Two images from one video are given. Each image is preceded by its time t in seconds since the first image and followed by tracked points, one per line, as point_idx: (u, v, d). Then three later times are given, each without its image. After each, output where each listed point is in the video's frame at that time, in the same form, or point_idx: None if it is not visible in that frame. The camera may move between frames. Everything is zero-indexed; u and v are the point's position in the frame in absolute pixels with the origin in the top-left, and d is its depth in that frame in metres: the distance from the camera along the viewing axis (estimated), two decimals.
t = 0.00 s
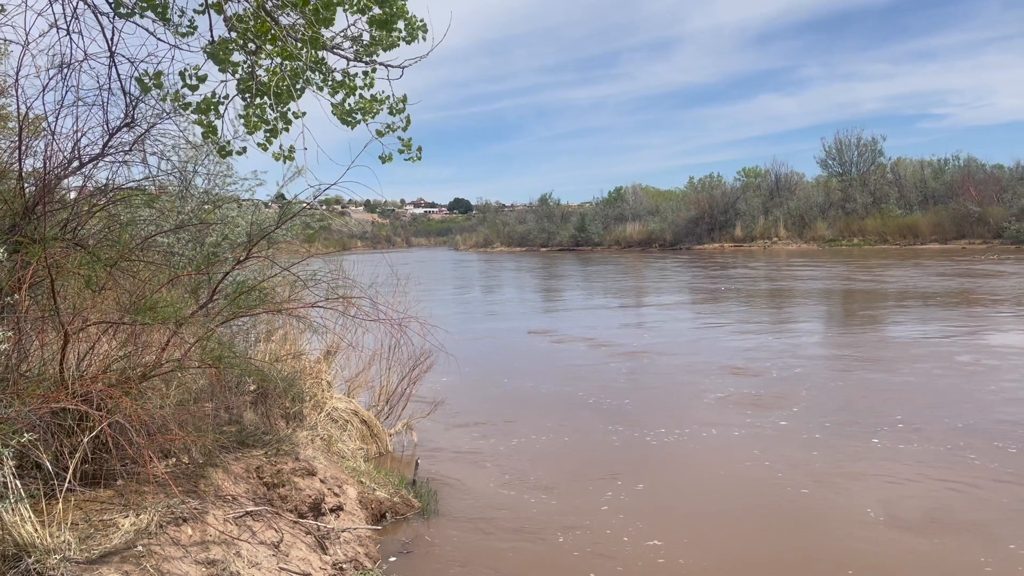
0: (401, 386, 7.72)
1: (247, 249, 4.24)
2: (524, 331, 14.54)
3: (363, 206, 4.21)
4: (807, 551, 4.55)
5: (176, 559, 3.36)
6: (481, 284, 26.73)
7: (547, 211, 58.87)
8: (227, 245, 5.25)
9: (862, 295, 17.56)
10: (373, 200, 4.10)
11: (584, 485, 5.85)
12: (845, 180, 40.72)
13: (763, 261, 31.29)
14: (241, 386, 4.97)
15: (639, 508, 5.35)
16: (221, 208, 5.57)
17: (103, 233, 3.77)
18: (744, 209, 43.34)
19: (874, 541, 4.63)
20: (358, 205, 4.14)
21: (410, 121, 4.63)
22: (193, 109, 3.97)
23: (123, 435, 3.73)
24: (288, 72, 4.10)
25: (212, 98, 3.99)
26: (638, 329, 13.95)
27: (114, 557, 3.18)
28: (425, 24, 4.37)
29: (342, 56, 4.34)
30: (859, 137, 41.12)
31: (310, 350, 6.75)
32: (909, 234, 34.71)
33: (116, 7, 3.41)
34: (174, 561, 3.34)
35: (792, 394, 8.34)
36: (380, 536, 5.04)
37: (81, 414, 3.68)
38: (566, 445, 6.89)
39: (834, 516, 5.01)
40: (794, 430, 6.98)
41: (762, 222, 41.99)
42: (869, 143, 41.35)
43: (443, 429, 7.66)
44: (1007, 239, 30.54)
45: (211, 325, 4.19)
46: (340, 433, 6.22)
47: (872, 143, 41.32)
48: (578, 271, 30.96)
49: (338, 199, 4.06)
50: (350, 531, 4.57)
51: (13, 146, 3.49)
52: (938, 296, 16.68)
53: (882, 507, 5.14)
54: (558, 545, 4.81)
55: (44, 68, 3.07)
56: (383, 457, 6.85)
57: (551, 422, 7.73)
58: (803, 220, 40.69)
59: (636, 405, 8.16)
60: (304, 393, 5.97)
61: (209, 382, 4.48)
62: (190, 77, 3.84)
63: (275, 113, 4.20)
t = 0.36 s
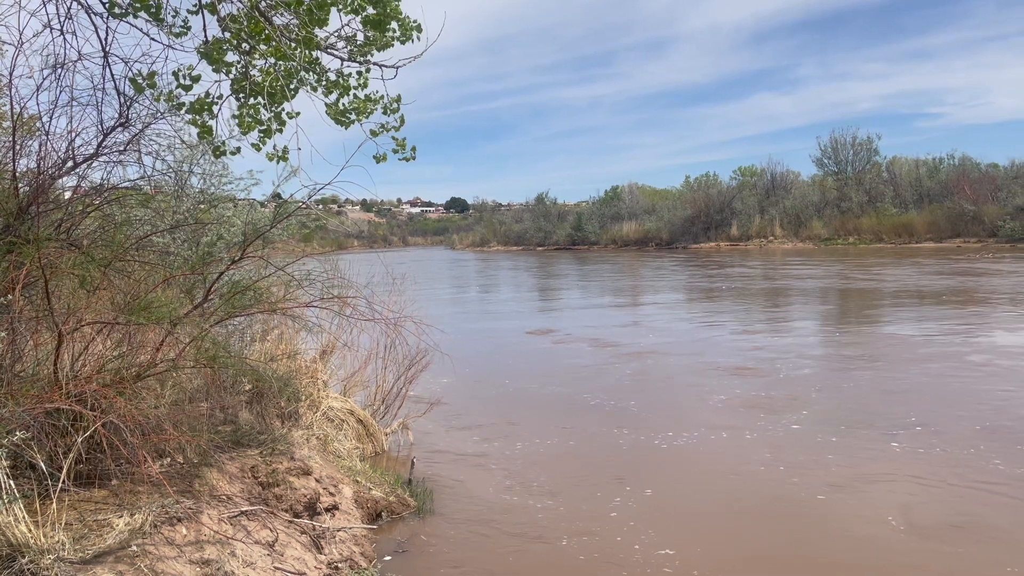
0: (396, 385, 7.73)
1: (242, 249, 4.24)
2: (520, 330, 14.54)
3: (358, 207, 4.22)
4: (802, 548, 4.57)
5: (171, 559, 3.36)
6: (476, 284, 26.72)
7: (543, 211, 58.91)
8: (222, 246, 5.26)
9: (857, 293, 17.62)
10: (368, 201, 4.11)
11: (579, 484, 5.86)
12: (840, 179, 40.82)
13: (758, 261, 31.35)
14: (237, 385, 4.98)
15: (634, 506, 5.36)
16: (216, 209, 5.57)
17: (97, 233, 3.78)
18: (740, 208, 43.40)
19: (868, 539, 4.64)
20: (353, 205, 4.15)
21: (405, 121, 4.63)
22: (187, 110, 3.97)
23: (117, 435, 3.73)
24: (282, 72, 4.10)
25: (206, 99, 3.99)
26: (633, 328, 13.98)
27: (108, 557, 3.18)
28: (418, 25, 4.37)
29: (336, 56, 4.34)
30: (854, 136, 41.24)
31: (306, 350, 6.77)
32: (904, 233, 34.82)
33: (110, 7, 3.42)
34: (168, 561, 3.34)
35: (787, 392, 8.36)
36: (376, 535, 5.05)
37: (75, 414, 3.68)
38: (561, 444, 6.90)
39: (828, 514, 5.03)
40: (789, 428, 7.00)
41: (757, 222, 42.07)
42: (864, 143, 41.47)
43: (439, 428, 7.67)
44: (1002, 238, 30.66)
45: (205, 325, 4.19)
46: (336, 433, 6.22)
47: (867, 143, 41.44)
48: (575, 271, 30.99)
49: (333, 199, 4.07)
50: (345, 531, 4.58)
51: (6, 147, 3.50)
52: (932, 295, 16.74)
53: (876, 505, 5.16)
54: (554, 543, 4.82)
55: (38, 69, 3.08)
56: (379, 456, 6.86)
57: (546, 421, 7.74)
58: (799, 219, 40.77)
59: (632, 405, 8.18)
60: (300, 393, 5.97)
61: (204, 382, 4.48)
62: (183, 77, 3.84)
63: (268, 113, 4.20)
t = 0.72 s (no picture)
0: (395, 382, 7.71)
1: (240, 245, 4.23)
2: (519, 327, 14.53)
3: (356, 203, 4.21)
4: (803, 545, 4.54)
5: (169, 556, 3.35)
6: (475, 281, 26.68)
7: (541, 209, 58.88)
8: (220, 242, 5.24)
9: (855, 291, 17.64)
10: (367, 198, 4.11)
11: (577, 480, 5.85)
12: (839, 177, 40.85)
13: (757, 258, 31.37)
14: (235, 382, 4.97)
15: (635, 503, 5.33)
16: (214, 205, 5.55)
17: (95, 229, 3.77)
18: (738, 206, 43.38)
19: (868, 535, 4.62)
20: (352, 203, 4.14)
21: (404, 117, 4.62)
22: (185, 105, 3.95)
23: (115, 432, 3.72)
24: (281, 68, 4.09)
25: (204, 94, 3.97)
26: (632, 326, 13.98)
27: (107, 554, 3.17)
28: (417, 20, 4.36)
29: (334, 51, 4.33)
30: (853, 134, 41.26)
31: (304, 347, 6.75)
32: (903, 231, 34.88)
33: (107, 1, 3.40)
34: (166, 558, 3.33)
35: (786, 389, 8.36)
36: (374, 533, 5.04)
37: (73, 410, 3.67)
38: (559, 440, 6.89)
39: (830, 510, 5.00)
40: (790, 425, 6.96)
41: (756, 219, 42.07)
42: (862, 140, 41.50)
43: (437, 425, 7.66)
44: (1000, 235, 30.70)
45: (204, 321, 4.18)
46: (334, 430, 6.21)
47: (866, 140, 41.47)
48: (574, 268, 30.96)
49: (331, 196, 4.06)
50: (343, 528, 4.58)
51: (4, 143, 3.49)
52: (930, 292, 16.76)
53: (876, 501, 5.13)
54: (554, 542, 4.78)
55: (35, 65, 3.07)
56: (377, 454, 6.85)
57: (545, 417, 7.73)
58: (798, 217, 40.78)
59: (630, 402, 8.17)
60: (298, 390, 5.96)
61: (202, 378, 4.47)
62: (181, 72, 3.82)
63: (266, 109, 4.18)
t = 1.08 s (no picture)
0: (395, 378, 7.71)
1: (242, 241, 4.23)
2: (520, 324, 14.52)
3: (357, 200, 4.22)
4: (807, 538, 4.50)
5: (171, 550, 3.36)
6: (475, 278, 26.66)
7: (541, 206, 58.86)
8: (222, 238, 5.24)
9: (855, 288, 17.65)
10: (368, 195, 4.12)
11: (578, 474, 5.82)
12: (839, 175, 40.82)
13: (758, 256, 31.35)
14: (236, 378, 4.98)
15: (637, 497, 5.29)
16: (216, 201, 5.55)
17: (97, 225, 3.77)
18: (739, 203, 43.32)
19: (873, 528, 4.58)
20: (353, 199, 4.15)
21: (406, 113, 4.61)
22: (187, 101, 3.95)
23: (117, 427, 3.73)
24: (283, 64, 4.08)
25: (207, 90, 3.97)
26: (632, 322, 13.98)
27: (108, 548, 3.18)
28: (420, 17, 4.35)
29: (336, 47, 4.32)
30: (854, 132, 41.21)
31: (304, 343, 6.75)
32: (903, 229, 34.86)
33: None
34: (168, 552, 3.34)
35: (786, 383, 8.36)
36: (374, 528, 5.05)
37: (75, 405, 3.68)
38: (560, 434, 6.86)
39: (833, 504, 4.96)
40: (790, 418, 6.96)
41: (757, 217, 42.04)
42: (863, 138, 41.47)
43: (437, 421, 7.65)
44: (1000, 233, 30.71)
45: (205, 317, 4.18)
46: (335, 426, 6.21)
47: (866, 138, 41.44)
48: (573, 266, 30.95)
49: (332, 193, 4.07)
50: (343, 524, 4.59)
51: (6, 138, 3.49)
52: (930, 290, 16.78)
53: (880, 494, 5.09)
54: (555, 536, 4.74)
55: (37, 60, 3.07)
56: (378, 450, 6.85)
57: (545, 412, 7.71)
58: (798, 214, 40.74)
59: (631, 397, 8.14)
60: (299, 385, 5.96)
61: (203, 374, 4.48)
62: (183, 68, 3.82)
63: (269, 104, 4.18)
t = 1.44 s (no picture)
0: (399, 374, 7.72)
1: (246, 236, 4.23)
2: (523, 321, 14.51)
3: (362, 196, 4.22)
4: (812, 542, 4.49)
5: (176, 545, 3.36)
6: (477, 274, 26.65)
7: (545, 202, 58.82)
8: (226, 233, 5.23)
9: (859, 286, 17.63)
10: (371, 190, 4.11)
11: (582, 475, 5.81)
12: (844, 172, 40.72)
13: (761, 253, 31.30)
14: (240, 373, 4.98)
15: (641, 498, 5.28)
16: (220, 196, 5.54)
17: (103, 220, 3.77)
18: (743, 201, 43.23)
19: (879, 533, 4.57)
20: (357, 195, 4.15)
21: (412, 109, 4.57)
22: (193, 95, 3.94)
23: (122, 421, 3.73)
24: (288, 58, 4.07)
25: (212, 84, 3.96)
26: (636, 320, 13.98)
27: (113, 543, 3.18)
28: (425, 12, 4.33)
29: (342, 42, 4.30)
30: (859, 129, 41.10)
31: (308, 339, 6.76)
32: (907, 227, 34.77)
33: None
34: (173, 547, 3.34)
35: (790, 383, 8.37)
36: (377, 524, 5.05)
37: (80, 399, 3.68)
38: (563, 434, 6.85)
39: (839, 507, 4.96)
40: (793, 418, 6.97)
41: (760, 215, 41.97)
42: (868, 136, 41.36)
43: (441, 418, 7.65)
44: (1005, 232, 30.60)
45: (210, 312, 4.18)
46: (338, 422, 6.22)
47: (871, 136, 41.32)
48: (576, 263, 30.93)
49: (337, 188, 4.07)
50: (348, 519, 4.59)
51: (11, 132, 3.48)
52: (934, 288, 16.76)
53: (886, 498, 5.08)
54: (560, 537, 4.74)
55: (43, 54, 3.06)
56: (381, 446, 6.85)
57: (549, 411, 7.70)
58: (802, 212, 40.65)
59: (635, 395, 8.13)
60: (303, 381, 5.97)
61: (208, 369, 4.48)
62: (189, 62, 3.81)
63: (274, 99, 4.17)
